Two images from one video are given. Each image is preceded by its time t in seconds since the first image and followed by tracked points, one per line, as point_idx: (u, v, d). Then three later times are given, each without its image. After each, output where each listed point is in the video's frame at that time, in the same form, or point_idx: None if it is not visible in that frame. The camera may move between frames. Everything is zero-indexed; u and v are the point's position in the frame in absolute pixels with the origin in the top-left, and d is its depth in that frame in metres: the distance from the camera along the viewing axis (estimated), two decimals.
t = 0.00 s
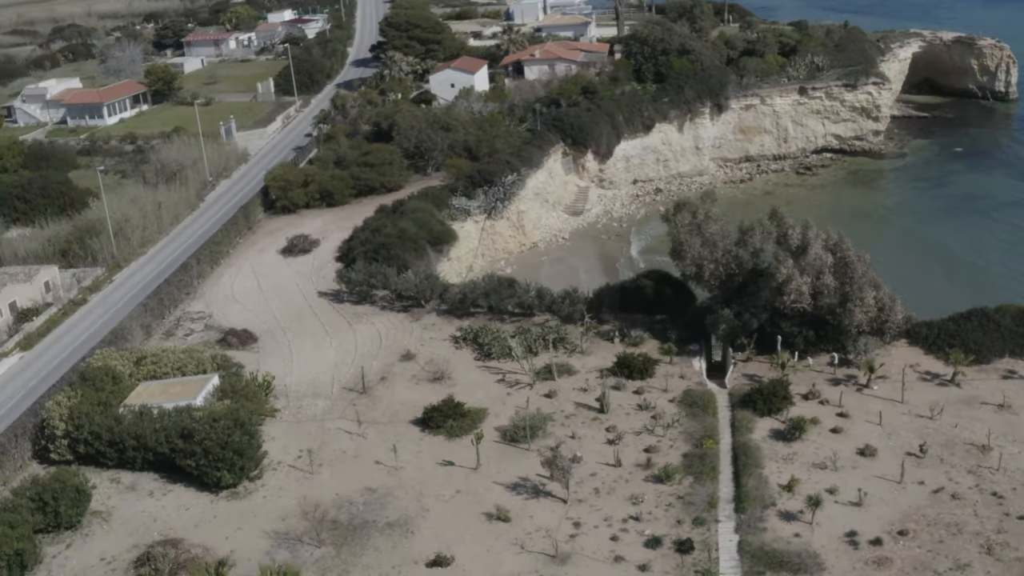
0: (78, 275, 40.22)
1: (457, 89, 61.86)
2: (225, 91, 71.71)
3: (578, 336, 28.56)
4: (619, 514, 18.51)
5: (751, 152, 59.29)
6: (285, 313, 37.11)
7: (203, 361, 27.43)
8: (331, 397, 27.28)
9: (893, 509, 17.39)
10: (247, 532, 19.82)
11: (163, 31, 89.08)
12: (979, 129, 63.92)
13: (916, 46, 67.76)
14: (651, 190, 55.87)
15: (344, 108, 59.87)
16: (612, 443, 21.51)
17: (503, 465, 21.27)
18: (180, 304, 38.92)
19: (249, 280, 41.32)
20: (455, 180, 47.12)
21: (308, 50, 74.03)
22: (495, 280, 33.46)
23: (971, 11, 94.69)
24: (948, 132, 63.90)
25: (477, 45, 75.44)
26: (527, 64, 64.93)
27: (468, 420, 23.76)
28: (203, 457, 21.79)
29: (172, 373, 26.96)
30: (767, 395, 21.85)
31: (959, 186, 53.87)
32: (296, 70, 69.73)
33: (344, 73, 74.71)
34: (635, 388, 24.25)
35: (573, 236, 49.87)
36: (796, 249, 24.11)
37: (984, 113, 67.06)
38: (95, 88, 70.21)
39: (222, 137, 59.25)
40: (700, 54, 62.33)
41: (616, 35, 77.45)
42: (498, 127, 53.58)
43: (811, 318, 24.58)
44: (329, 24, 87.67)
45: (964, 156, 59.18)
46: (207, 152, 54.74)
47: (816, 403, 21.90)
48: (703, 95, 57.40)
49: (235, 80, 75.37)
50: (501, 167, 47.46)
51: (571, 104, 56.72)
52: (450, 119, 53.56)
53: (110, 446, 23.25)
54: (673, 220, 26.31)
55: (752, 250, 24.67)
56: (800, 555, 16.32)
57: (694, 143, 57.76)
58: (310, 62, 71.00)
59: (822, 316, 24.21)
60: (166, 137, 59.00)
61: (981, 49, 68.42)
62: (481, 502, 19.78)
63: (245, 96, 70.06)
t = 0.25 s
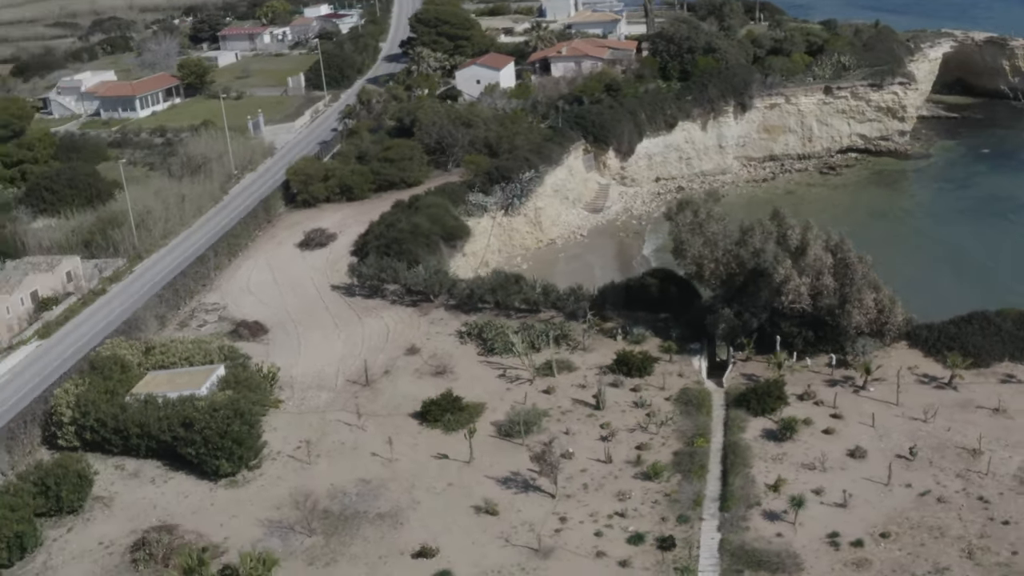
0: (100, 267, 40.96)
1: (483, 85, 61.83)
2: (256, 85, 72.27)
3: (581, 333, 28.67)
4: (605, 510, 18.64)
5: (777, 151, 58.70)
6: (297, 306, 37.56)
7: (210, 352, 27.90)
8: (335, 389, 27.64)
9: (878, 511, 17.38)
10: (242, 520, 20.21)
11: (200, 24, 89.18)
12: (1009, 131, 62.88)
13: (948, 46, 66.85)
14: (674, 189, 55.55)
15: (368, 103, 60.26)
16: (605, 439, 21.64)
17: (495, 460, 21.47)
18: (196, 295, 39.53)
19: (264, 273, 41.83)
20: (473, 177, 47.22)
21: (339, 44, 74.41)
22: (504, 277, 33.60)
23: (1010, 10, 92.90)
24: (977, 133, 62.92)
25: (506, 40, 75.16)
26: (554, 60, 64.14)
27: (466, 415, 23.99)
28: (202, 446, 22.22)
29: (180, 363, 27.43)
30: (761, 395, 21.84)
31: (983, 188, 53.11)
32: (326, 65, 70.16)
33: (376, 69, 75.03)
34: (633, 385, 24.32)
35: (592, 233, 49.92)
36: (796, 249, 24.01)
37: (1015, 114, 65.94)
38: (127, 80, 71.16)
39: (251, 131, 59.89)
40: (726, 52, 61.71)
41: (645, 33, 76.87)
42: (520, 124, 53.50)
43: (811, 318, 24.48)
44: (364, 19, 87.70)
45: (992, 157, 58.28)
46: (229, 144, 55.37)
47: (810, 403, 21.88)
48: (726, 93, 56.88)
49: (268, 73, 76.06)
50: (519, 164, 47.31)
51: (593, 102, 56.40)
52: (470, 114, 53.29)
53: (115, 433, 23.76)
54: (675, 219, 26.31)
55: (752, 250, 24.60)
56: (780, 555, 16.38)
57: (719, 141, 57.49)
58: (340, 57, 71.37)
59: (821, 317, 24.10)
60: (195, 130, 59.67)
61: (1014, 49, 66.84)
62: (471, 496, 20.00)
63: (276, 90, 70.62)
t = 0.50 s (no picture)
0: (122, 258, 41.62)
1: (509, 81, 61.05)
2: (288, 80, 72.72)
3: (585, 330, 28.74)
4: (592, 505, 18.81)
5: (800, 151, 57.61)
6: (310, 299, 38.01)
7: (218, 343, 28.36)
8: (338, 381, 28.00)
9: (862, 512, 17.43)
10: (238, 508, 20.63)
11: (236, 19, 89.41)
12: None
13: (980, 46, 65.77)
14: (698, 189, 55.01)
15: (393, 100, 60.52)
16: (598, 436, 21.78)
17: (489, 454, 21.71)
18: (213, 288, 40.10)
19: (279, 266, 42.35)
20: (491, 173, 47.22)
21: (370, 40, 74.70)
22: (512, 273, 33.67)
23: None
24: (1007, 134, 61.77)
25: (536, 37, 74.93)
26: (581, 57, 63.18)
27: (464, 409, 24.21)
28: (203, 435, 22.67)
29: (188, 353, 27.87)
30: (756, 395, 21.88)
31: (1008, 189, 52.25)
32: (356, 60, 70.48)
33: (407, 64, 75.29)
34: (631, 383, 24.42)
35: (613, 230, 49.52)
36: (796, 250, 23.93)
37: None
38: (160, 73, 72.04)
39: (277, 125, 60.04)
40: (752, 51, 60.27)
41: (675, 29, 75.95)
42: (541, 121, 53.25)
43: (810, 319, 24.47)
44: (399, 15, 87.38)
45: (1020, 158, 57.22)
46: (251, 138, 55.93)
47: (804, 403, 21.89)
48: (751, 93, 55.89)
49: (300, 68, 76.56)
50: (537, 161, 46.76)
51: (616, 101, 55.72)
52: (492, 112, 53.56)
53: (121, 421, 24.28)
54: (677, 218, 26.32)
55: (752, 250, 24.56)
56: (759, 554, 16.49)
57: (741, 141, 56.37)
58: (372, 52, 71.52)
59: (820, 318, 24.08)
60: (224, 124, 60.20)
61: None
62: (462, 489, 20.25)
63: (306, 85, 71.07)
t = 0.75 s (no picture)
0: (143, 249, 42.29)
1: (535, 79, 61.10)
2: (319, 75, 73.30)
3: (589, 327, 28.88)
4: (579, 501, 18.97)
5: (826, 150, 56.96)
6: (322, 292, 38.48)
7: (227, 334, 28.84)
8: (343, 374, 28.39)
9: (846, 514, 17.47)
10: (235, 497, 21.04)
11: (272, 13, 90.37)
12: None
13: (1012, 47, 64.76)
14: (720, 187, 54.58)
15: (418, 97, 60.89)
16: (592, 433, 21.94)
17: (483, 449, 21.93)
18: (229, 280, 40.69)
19: (294, 259, 42.86)
20: (509, 170, 47.33)
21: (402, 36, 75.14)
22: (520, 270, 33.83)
23: None
24: None
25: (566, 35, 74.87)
26: (607, 55, 63.06)
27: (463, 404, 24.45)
28: (205, 424, 23.13)
29: (198, 344, 28.34)
30: (749, 395, 21.91)
31: None
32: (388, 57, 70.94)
33: (438, 60, 75.65)
34: (629, 381, 24.54)
35: (630, 228, 48.85)
36: (796, 251, 23.89)
37: None
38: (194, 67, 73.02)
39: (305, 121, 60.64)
40: (778, 50, 59.79)
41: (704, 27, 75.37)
42: (562, 118, 53.19)
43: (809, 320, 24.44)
44: (432, 10, 87.50)
45: None
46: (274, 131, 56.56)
47: (797, 404, 21.90)
48: (774, 92, 55.44)
49: (332, 63, 77.14)
50: (555, 159, 46.82)
51: (639, 99, 55.64)
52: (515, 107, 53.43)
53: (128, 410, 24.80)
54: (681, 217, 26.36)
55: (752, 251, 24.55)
56: (739, 554, 16.59)
57: (765, 139, 55.91)
58: (403, 49, 71.85)
59: (818, 320, 24.03)
60: (253, 118, 60.85)
61: None
62: (453, 483, 20.50)
63: (337, 80, 71.60)
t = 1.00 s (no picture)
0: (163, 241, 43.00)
1: (559, 76, 61.13)
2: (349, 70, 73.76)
3: (592, 324, 29.04)
4: (567, 496, 19.18)
5: (849, 151, 55.91)
6: (334, 286, 38.95)
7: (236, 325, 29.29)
8: (348, 367, 28.78)
9: (829, 515, 17.59)
10: (233, 485, 21.49)
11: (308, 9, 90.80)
12: None
13: None
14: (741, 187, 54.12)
15: (443, 93, 61.23)
16: (585, 430, 22.11)
17: (477, 444, 22.19)
18: (245, 272, 41.27)
19: (309, 253, 43.38)
20: (527, 168, 47.40)
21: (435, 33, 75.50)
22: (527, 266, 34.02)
23: None
24: None
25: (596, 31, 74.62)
26: (633, 53, 62.74)
27: (461, 398, 24.72)
28: (207, 414, 23.59)
29: (206, 335, 28.75)
30: (742, 395, 21.99)
31: None
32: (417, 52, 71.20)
33: (469, 56, 75.81)
34: (626, 378, 24.68)
35: (648, 227, 48.70)
36: (794, 252, 23.88)
37: None
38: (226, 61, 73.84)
39: (332, 115, 61.15)
40: (803, 50, 59.33)
41: (733, 26, 74.73)
42: (583, 115, 52.92)
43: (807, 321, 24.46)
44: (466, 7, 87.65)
45: None
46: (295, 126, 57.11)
47: (791, 404, 21.95)
48: (798, 91, 54.94)
49: (363, 59, 77.56)
50: (572, 156, 46.91)
51: (662, 97, 55.52)
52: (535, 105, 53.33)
53: (135, 398, 25.34)
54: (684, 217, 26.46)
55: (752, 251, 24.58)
56: (719, 552, 16.76)
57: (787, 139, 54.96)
58: (432, 45, 72.06)
59: (816, 321, 24.03)
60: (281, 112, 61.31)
61: None
62: (445, 476, 20.79)
63: (366, 75, 71.98)
